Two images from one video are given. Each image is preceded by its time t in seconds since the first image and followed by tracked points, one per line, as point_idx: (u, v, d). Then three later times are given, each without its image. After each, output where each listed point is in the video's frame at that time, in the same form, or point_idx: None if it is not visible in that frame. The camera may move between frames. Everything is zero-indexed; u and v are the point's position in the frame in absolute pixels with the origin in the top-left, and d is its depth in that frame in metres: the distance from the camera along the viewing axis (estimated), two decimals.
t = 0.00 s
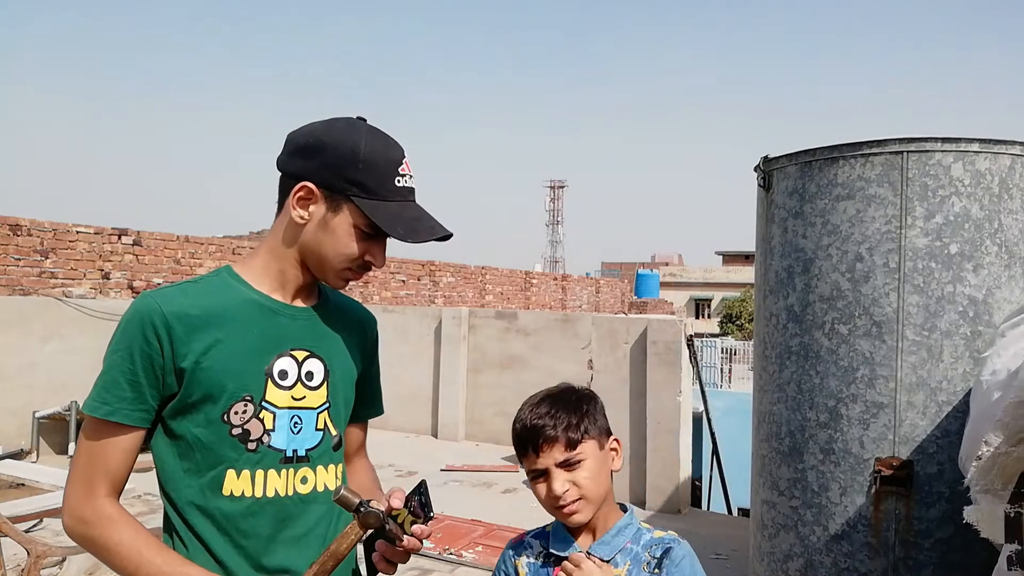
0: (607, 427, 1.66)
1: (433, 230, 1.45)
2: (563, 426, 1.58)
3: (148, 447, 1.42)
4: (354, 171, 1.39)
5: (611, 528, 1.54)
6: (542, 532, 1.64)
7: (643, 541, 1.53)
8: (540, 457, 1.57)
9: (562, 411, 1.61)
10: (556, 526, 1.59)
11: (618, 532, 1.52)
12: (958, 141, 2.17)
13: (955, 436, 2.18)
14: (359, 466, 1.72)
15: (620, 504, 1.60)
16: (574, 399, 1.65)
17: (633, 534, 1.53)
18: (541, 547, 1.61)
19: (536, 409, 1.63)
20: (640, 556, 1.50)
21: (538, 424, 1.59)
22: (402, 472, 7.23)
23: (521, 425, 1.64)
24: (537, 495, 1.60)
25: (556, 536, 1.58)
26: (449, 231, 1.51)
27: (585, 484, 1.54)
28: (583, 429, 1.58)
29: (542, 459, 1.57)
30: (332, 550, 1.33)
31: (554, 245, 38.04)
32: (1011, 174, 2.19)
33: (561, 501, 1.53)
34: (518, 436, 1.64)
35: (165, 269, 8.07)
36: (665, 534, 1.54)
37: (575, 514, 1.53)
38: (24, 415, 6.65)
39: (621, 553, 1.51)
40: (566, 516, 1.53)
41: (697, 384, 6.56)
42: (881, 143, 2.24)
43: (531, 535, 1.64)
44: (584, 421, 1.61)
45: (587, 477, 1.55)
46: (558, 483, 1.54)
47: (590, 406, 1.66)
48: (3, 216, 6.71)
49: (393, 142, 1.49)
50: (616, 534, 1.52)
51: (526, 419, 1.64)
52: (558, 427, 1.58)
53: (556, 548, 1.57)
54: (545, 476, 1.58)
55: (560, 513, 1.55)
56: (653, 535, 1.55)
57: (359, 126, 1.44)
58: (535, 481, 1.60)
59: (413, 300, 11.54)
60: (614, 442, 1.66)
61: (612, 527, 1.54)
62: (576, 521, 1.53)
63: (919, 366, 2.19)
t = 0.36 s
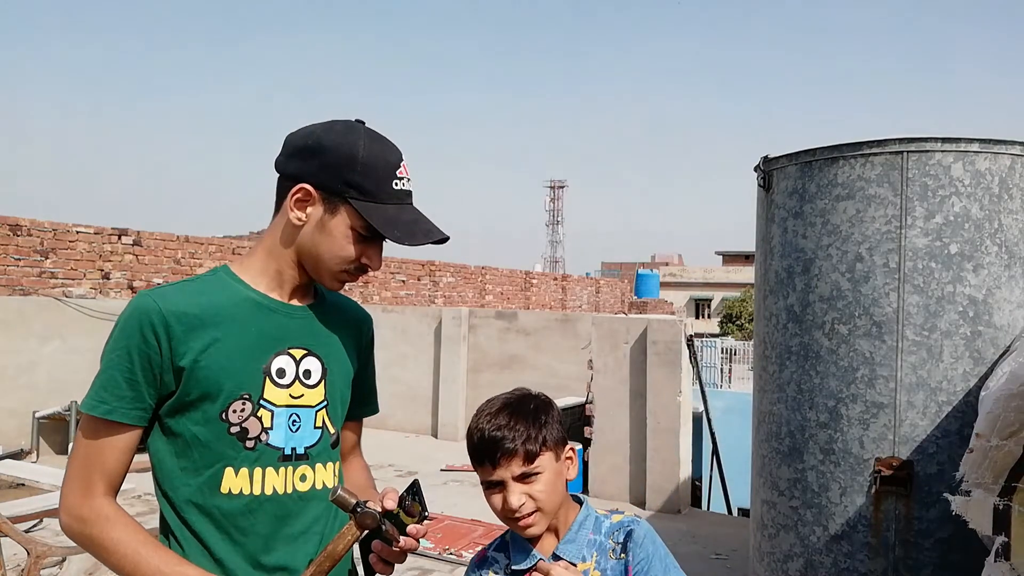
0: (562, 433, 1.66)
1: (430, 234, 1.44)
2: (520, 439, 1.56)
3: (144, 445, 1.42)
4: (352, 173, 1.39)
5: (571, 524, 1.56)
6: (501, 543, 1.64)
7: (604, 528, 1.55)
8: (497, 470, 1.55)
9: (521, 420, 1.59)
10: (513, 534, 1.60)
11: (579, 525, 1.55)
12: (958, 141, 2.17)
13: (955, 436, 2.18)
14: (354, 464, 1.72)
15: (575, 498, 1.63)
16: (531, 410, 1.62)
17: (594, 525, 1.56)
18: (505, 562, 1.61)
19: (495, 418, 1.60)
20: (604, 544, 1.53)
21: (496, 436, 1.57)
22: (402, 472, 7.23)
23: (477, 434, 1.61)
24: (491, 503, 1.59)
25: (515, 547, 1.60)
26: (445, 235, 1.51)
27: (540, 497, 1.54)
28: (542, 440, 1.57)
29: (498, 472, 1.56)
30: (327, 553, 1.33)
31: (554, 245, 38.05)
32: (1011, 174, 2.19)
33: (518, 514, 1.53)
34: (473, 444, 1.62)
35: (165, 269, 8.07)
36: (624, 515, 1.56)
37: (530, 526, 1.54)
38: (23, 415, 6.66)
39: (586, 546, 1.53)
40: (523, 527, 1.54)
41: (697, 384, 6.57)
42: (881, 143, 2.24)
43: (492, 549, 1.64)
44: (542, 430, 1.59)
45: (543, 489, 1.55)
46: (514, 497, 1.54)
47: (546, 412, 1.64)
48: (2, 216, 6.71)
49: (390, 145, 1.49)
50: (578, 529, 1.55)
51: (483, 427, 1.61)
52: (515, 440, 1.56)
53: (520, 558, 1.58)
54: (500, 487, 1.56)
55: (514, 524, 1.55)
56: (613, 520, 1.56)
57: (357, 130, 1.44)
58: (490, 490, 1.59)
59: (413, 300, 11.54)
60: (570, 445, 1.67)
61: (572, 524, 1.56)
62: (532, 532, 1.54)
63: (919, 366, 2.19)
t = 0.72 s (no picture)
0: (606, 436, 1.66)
1: (426, 227, 1.45)
2: (571, 435, 1.57)
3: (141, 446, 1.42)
4: (344, 171, 1.39)
5: (599, 526, 1.56)
6: (525, 535, 1.63)
7: (628, 533, 1.56)
8: (542, 459, 1.56)
9: (572, 416, 1.59)
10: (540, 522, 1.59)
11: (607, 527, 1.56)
12: (958, 141, 2.17)
13: (955, 436, 2.18)
14: (353, 463, 1.73)
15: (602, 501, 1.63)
16: (583, 406, 1.63)
17: (618, 528, 1.57)
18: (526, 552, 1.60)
19: (547, 409, 1.60)
20: (627, 548, 1.54)
21: (546, 427, 1.57)
22: (402, 472, 7.23)
23: (524, 421, 1.61)
24: (528, 492, 1.60)
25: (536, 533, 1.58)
26: (442, 224, 1.51)
27: (578, 494, 1.55)
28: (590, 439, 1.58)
29: (542, 462, 1.56)
30: (320, 557, 1.33)
31: (553, 245, 38.07)
32: (1011, 174, 2.19)
33: (555, 506, 1.54)
34: (518, 431, 1.62)
35: (165, 269, 8.07)
36: (648, 524, 1.58)
37: (565, 520, 1.54)
38: (23, 415, 6.66)
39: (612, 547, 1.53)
40: (555, 520, 1.55)
41: (697, 385, 6.57)
42: (881, 143, 2.24)
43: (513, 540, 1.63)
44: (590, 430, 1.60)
45: (583, 486, 1.56)
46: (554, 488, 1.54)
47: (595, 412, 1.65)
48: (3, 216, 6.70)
49: (381, 140, 1.48)
50: (607, 531, 1.55)
51: (531, 415, 1.61)
52: (566, 435, 1.56)
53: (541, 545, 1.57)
54: (541, 477, 1.57)
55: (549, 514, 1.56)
56: (636, 527, 1.58)
57: (345, 127, 1.43)
58: (529, 478, 1.59)
59: (413, 300, 11.54)
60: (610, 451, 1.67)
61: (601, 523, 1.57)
62: (564, 526, 1.55)
63: (919, 366, 2.19)
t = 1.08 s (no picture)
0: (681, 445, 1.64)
1: (416, 217, 1.46)
2: (649, 437, 1.55)
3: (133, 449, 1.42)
4: (331, 169, 1.39)
5: (661, 536, 1.58)
6: (580, 532, 1.68)
7: (689, 546, 1.58)
8: (615, 456, 1.55)
9: (652, 418, 1.58)
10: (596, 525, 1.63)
11: (670, 537, 1.57)
12: (958, 142, 2.17)
13: (955, 436, 2.18)
14: (345, 462, 1.73)
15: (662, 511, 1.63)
16: (664, 410, 1.62)
17: (680, 540, 1.58)
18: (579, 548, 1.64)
19: (627, 407, 1.59)
20: (686, 561, 1.56)
21: (624, 424, 1.56)
22: (402, 472, 7.23)
23: (603, 415, 1.60)
24: (594, 487, 1.58)
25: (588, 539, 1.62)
26: (431, 213, 1.53)
27: (646, 497, 1.54)
28: (667, 444, 1.57)
29: (616, 459, 1.55)
30: (316, 547, 1.31)
31: (553, 245, 38.09)
32: (1011, 174, 2.19)
33: (621, 505, 1.53)
34: (595, 424, 1.61)
35: (165, 270, 8.07)
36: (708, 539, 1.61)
37: (629, 520, 1.53)
38: (23, 415, 6.66)
39: (671, 559, 1.55)
40: (619, 519, 1.54)
41: (697, 385, 6.57)
42: (881, 143, 2.24)
43: (569, 536, 1.68)
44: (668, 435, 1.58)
45: (651, 490, 1.54)
46: (623, 487, 1.53)
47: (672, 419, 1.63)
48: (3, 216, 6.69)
49: (364, 133, 1.48)
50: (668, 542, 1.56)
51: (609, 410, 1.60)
52: (644, 436, 1.55)
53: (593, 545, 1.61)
54: (611, 474, 1.56)
55: (613, 512, 1.55)
56: (697, 540, 1.60)
57: (327, 123, 1.42)
58: (597, 474, 1.58)
59: (413, 300, 11.54)
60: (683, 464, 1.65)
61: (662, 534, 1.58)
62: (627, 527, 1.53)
63: (919, 366, 2.19)
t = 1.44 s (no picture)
0: (747, 469, 1.59)
1: (405, 201, 1.47)
2: (692, 454, 1.55)
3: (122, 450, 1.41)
4: (315, 160, 1.39)
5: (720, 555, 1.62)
6: (643, 527, 1.72)
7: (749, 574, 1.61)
8: (659, 465, 1.60)
9: (710, 437, 1.56)
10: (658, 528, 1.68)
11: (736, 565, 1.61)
12: (958, 142, 2.18)
13: (955, 436, 2.18)
14: (338, 463, 1.73)
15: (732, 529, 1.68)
16: (723, 428, 1.58)
17: (741, 567, 1.61)
18: (640, 545, 1.68)
19: (693, 414, 1.59)
20: None
21: (677, 436, 1.58)
22: (402, 472, 7.24)
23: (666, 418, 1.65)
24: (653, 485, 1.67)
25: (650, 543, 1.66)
26: (420, 195, 1.54)
27: (683, 515, 1.56)
28: (713, 466, 1.54)
29: (661, 469, 1.59)
30: (320, 542, 1.31)
31: (554, 245, 38.11)
32: (1011, 174, 2.19)
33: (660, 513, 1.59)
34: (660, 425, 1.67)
35: (165, 270, 8.07)
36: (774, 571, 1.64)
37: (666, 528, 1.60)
38: (23, 415, 6.67)
39: None
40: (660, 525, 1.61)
41: (697, 384, 6.58)
42: (881, 143, 2.25)
43: (632, 529, 1.73)
44: (723, 458, 1.55)
45: (689, 510, 1.55)
46: (661, 497, 1.58)
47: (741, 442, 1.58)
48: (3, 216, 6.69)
49: (344, 122, 1.48)
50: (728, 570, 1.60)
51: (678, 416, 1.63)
52: (687, 452, 1.55)
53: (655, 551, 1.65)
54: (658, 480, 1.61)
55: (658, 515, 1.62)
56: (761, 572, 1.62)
57: (305, 115, 1.42)
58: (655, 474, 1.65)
59: (413, 300, 11.55)
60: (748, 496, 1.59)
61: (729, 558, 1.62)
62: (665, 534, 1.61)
63: (919, 366, 2.19)
